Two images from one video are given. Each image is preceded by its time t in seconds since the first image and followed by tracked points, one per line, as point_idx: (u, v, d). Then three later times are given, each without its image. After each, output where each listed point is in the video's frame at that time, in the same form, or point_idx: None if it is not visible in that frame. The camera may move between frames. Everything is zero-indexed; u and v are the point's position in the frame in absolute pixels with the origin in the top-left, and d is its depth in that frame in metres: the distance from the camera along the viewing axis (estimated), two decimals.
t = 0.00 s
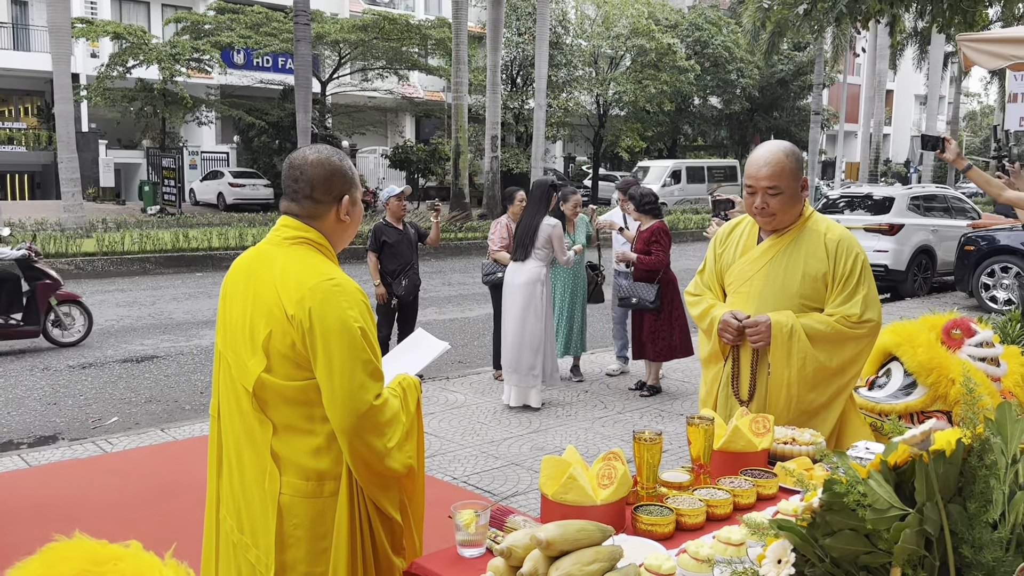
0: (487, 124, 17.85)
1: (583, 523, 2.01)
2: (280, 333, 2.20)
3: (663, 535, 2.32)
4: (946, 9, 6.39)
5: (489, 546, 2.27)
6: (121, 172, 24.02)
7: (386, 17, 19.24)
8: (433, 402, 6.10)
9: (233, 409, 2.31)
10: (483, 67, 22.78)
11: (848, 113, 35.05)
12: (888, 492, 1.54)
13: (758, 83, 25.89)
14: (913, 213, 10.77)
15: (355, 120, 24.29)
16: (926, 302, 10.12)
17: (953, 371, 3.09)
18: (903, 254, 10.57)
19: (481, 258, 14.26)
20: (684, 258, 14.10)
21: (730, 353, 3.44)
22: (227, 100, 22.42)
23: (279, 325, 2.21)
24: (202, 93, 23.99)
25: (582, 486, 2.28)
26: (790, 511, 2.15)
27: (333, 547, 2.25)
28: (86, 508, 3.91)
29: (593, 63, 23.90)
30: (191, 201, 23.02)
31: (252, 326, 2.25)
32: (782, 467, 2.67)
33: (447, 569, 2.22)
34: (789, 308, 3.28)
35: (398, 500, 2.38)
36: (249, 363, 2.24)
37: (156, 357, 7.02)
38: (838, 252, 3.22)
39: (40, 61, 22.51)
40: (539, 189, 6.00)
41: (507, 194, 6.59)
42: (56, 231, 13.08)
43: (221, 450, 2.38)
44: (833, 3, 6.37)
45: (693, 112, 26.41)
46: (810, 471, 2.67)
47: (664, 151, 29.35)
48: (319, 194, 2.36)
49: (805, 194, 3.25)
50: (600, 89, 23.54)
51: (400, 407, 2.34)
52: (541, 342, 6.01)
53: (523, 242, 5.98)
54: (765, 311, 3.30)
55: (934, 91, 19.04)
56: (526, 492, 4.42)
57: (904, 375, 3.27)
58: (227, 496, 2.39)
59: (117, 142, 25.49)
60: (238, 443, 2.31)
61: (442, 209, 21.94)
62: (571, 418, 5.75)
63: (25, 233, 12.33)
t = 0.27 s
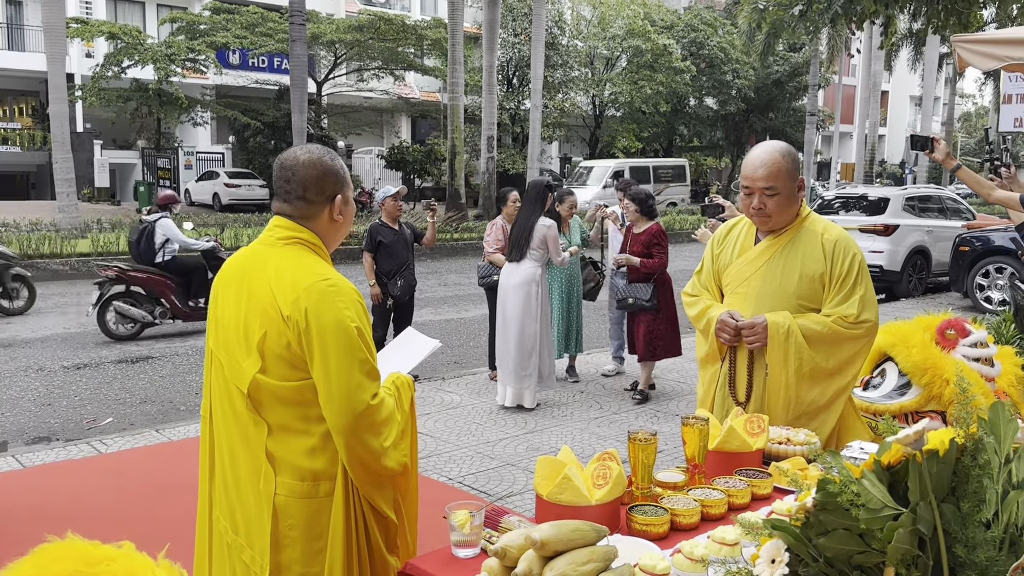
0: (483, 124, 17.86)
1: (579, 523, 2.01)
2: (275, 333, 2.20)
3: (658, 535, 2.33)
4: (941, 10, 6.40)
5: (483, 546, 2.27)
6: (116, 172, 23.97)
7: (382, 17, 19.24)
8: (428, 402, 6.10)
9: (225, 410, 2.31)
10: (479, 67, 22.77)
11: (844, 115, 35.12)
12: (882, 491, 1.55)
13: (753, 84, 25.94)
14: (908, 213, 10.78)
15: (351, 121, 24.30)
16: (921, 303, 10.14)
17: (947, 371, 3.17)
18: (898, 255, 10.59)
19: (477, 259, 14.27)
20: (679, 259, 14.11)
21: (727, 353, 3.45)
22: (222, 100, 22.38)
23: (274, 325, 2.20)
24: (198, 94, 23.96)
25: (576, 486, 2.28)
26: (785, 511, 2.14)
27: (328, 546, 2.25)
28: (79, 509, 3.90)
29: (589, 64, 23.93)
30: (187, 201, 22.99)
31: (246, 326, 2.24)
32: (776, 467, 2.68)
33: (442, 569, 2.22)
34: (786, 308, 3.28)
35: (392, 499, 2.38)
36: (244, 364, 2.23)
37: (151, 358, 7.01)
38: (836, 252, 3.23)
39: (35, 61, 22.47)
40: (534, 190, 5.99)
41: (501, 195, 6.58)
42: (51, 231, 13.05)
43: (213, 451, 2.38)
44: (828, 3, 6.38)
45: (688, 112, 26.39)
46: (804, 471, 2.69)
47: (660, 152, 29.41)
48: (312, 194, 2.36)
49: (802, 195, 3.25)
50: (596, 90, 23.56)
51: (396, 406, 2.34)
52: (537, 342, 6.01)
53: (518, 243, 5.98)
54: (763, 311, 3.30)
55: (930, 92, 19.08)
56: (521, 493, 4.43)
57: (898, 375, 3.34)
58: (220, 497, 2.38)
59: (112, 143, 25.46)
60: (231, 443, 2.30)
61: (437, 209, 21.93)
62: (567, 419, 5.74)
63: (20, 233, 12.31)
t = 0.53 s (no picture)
0: (480, 125, 17.86)
1: (575, 523, 2.01)
2: (273, 334, 2.20)
3: (654, 536, 2.33)
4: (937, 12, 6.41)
5: (480, 547, 2.26)
6: (112, 173, 23.93)
7: (379, 17, 19.24)
8: (424, 403, 6.11)
9: (221, 412, 2.30)
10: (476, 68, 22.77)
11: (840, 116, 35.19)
12: (877, 492, 1.55)
13: (750, 85, 25.98)
14: (904, 214, 10.81)
15: (348, 121, 24.32)
16: (917, 304, 10.16)
17: (943, 373, 3.16)
18: (894, 256, 10.61)
19: (473, 259, 14.28)
20: (676, 260, 14.12)
21: (726, 355, 3.50)
22: (218, 101, 22.34)
23: (272, 326, 2.20)
24: (194, 94, 23.93)
25: (573, 487, 2.29)
26: (781, 511, 2.14)
27: (328, 546, 2.26)
28: (74, 510, 3.88)
29: (585, 65, 23.95)
30: (183, 202, 22.97)
31: (244, 327, 2.24)
32: (772, 468, 2.69)
33: (439, 569, 2.23)
34: (785, 310, 3.33)
35: (390, 498, 2.39)
36: (241, 365, 2.23)
37: (147, 359, 7.00)
38: (835, 254, 3.26)
39: (31, 61, 22.42)
40: (530, 191, 5.98)
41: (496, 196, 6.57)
42: (47, 231, 13.02)
43: (209, 453, 2.37)
44: (824, 5, 6.39)
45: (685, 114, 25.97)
46: (800, 472, 2.69)
47: (657, 153, 29.44)
48: (306, 196, 2.36)
49: (802, 196, 3.27)
50: (593, 91, 23.56)
51: (394, 406, 2.36)
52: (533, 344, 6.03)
53: (514, 245, 5.97)
54: (763, 314, 3.35)
55: (925, 94, 19.13)
56: (517, 494, 4.43)
57: (894, 375, 3.33)
58: (216, 499, 2.37)
59: (108, 143, 25.42)
60: (228, 445, 2.30)
61: (433, 210, 21.94)
62: (563, 419, 5.75)
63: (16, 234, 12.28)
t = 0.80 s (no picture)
0: (477, 126, 17.85)
1: (573, 525, 2.01)
2: (274, 335, 2.20)
3: (652, 538, 2.33)
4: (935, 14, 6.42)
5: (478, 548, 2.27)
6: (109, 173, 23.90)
7: (377, 18, 19.24)
8: (422, 403, 6.11)
9: (221, 415, 2.29)
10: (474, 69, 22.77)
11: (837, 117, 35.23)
12: (876, 494, 1.55)
13: (747, 87, 26.00)
14: (901, 216, 10.82)
15: (345, 122, 24.31)
16: (914, 305, 10.17)
17: (940, 375, 3.16)
18: (891, 257, 10.63)
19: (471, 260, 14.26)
20: (674, 261, 14.13)
21: (726, 355, 3.66)
22: (216, 101, 22.31)
23: (273, 327, 2.20)
24: (192, 94, 23.91)
25: (571, 489, 2.29)
26: (777, 515, 2.15)
27: (329, 547, 2.26)
28: (75, 511, 3.89)
29: (583, 66, 23.94)
30: (180, 202, 22.93)
31: (244, 329, 2.23)
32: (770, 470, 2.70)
33: (437, 571, 2.22)
34: (786, 311, 3.47)
35: (390, 498, 2.40)
36: (241, 367, 2.22)
37: (144, 360, 6.99)
38: (837, 257, 3.40)
39: (27, 61, 22.38)
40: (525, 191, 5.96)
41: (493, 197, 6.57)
42: (44, 232, 12.99)
43: (207, 455, 2.36)
44: (822, 6, 6.40)
45: (682, 115, 26.16)
46: (798, 474, 2.70)
47: (654, 154, 29.47)
48: (304, 197, 2.36)
49: (802, 200, 3.43)
50: (591, 91, 23.53)
51: (395, 406, 2.37)
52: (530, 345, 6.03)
53: (510, 246, 5.97)
54: (764, 315, 3.50)
55: (923, 95, 19.12)
56: (515, 495, 4.44)
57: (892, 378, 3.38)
58: (214, 501, 2.37)
59: (105, 143, 25.39)
60: (227, 448, 2.29)
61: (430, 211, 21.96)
62: (561, 421, 5.75)
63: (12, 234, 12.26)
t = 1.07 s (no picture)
0: (476, 126, 17.87)
1: (571, 528, 2.02)
2: (275, 338, 2.20)
3: (651, 540, 2.34)
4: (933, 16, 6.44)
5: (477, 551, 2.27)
6: (108, 174, 23.88)
7: (376, 20, 19.25)
8: (421, 404, 6.11)
9: (220, 419, 2.29)
10: (473, 71, 22.80)
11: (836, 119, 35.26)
12: (874, 498, 1.57)
13: (746, 88, 26.02)
14: (899, 218, 10.83)
15: (344, 123, 24.34)
16: (913, 307, 10.19)
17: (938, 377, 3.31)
18: (889, 259, 10.65)
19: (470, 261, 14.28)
20: (672, 263, 14.15)
21: (727, 359, 3.68)
22: (215, 102, 22.32)
23: (274, 329, 2.20)
24: (190, 95, 23.91)
25: (570, 491, 2.30)
26: (777, 518, 2.19)
27: (328, 550, 2.26)
28: (74, 512, 3.89)
29: (581, 67, 23.95)
30: (179, 203, 22.93)
31: (244, 332, 2.23)
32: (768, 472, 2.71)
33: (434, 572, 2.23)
34: (787, 314, 3.49)
35: (388, 500, 2.40)
36: (241, 371, 2.22)
37: (143, 361, 6.99)
38: (838, 261, 3.41)
39: (25, 62, 22.37)
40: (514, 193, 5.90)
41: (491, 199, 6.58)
42: (42, 232, 12.98)
43: (205, 458, 2.36)
44: (820, 8, 6.41)
45: (681, 117, 26.44)
46: (796, 477, 2.71)
47: (653, 155, 29.51)
48: (303, 199, 2.37)
49: (802, 202, 3.46)
50: (590, 93, 23.45)
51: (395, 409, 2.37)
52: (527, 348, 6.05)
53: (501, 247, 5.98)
54: (764, 319, 3.51)
55: (921, 97, 19.14)
56: (514, 497, 4.45)
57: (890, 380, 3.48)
58: (212, 504, 2.37)
59: (104, 144, 25.38)
60: (226, 451, 2.29)
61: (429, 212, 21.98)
62: (559, 422, 5.76)
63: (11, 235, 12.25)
